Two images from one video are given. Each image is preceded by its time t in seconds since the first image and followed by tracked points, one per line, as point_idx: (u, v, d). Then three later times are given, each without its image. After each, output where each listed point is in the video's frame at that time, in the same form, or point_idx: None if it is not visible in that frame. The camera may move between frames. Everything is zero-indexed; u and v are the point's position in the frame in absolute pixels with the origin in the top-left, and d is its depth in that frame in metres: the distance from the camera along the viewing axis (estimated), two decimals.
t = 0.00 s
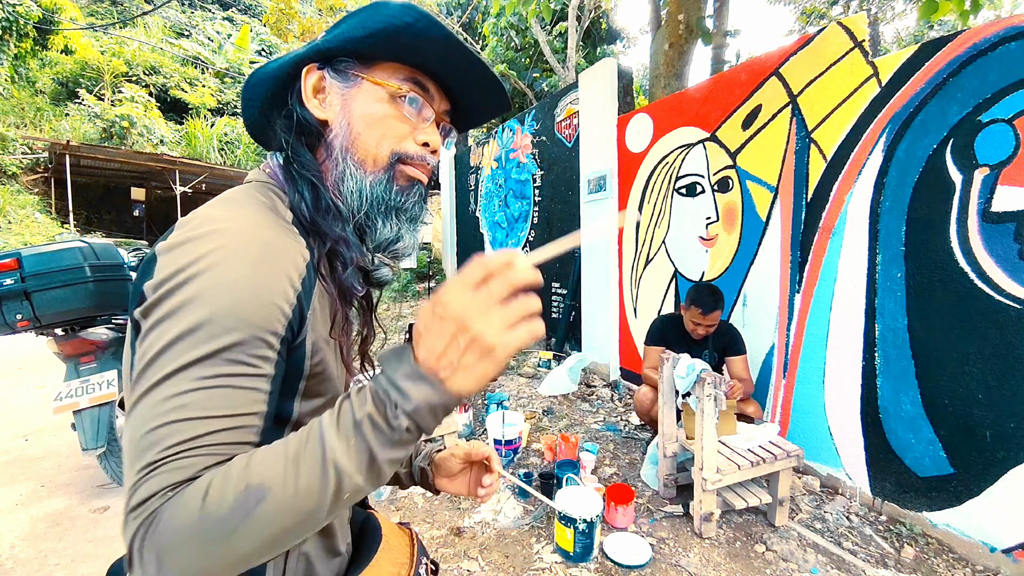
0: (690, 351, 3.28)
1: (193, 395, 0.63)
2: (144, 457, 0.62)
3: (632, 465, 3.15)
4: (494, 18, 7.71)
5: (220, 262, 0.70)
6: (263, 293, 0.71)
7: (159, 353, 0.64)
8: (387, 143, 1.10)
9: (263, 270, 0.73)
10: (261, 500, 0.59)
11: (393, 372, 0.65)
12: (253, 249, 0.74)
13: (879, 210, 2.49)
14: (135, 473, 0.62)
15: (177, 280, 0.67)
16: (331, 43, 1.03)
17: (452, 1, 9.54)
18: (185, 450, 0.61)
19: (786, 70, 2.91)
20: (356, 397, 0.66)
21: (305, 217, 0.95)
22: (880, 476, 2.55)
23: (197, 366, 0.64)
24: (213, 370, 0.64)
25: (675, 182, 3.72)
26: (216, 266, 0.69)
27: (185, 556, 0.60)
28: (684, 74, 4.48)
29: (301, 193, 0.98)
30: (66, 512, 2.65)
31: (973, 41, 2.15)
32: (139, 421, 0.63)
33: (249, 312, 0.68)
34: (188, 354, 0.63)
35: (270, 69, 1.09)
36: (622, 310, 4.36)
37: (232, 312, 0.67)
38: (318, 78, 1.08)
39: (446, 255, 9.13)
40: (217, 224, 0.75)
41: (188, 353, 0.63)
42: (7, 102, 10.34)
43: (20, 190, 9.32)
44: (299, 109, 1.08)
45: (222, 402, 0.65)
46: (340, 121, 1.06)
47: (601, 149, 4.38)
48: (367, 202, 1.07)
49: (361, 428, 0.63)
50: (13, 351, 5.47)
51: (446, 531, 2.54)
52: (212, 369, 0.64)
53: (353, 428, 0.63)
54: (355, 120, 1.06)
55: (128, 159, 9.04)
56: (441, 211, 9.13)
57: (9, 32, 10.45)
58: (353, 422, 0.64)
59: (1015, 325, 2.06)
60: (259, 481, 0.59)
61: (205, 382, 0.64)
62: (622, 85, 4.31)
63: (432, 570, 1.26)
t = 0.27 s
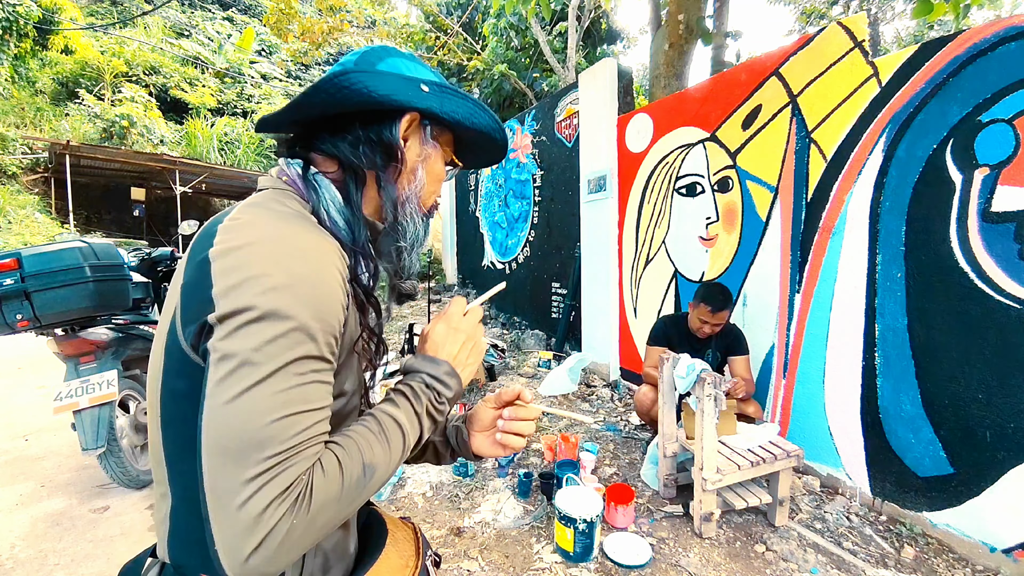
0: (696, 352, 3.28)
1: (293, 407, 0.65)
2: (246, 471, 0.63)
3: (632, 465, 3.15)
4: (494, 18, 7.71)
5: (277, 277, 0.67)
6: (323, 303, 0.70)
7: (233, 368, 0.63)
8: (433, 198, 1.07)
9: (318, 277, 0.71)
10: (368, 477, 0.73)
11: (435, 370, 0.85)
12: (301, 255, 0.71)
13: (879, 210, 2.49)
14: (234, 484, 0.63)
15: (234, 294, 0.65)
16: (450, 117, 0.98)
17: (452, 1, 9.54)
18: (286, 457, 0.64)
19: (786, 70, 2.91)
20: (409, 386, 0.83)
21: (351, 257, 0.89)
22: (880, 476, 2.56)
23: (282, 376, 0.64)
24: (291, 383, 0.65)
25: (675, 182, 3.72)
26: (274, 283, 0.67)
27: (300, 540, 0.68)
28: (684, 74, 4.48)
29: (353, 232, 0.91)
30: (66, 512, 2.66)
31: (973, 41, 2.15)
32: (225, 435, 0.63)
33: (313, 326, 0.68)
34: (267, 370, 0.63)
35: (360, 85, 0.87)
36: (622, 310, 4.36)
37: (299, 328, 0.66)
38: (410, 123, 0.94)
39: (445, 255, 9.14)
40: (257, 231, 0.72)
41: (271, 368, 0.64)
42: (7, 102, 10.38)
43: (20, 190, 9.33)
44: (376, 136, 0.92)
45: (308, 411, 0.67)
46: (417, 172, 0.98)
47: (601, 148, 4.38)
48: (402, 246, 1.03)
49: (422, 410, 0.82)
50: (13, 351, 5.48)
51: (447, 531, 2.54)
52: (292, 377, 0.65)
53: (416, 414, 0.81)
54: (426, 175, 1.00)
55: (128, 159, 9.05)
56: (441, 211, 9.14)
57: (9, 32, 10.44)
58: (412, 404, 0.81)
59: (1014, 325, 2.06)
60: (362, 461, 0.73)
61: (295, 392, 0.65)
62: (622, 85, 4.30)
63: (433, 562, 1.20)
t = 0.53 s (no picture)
0: (698, 351, 3.23)
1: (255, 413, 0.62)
2: (125, 442, 0.56)
3: (632, 465, 3.15)
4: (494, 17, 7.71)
5: (251, 260, 0.64)
6: (291, 300, 0.65)
7: (162, 334, 0.57)
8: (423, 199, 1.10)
9: (294, 275, 0.66)
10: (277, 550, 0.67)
11: (384, 504, 0.81)
12: (287, 247, 0.68)
13: (879, 210, 2.49)
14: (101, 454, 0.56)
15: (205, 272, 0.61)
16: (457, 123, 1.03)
17: (452, 1, 9.54)
18: (173, 453, 0.57)
19: (786, 70, 2.91)
20: (351, 498, 0.80)
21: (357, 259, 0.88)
22: (880, 476, 2.56)
23: (196, 362, 0.57)
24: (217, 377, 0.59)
25: (675, 182, 3.72)
26: (244, 266, 0.63)
27: (151, 564, 0.59)
28: (684, 74, 4.48)
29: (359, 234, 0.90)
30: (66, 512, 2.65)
31: (973, 41, 2.15)
32: (118, 394, 0.56)
33: (273, 322, 0.62)
34: (194, 352, 0.57)
35: (393, 90, 0.90)
36: (622, 310, 4.36)
37: (255, 318, 0.61)
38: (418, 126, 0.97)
39: (446, 255, 9.14)
40: (255, 222, 0.69)
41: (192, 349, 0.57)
42: (7, 102, 10.36)
43: (20, 190, 9.33)
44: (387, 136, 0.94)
45: (219, 413, 0.60)
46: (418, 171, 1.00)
47: (601, 148, 4.38)
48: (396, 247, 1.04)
49: (353, 528, 0.76)
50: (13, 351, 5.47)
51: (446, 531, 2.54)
52: (221, 368, 0.59)
53: (336, 529, 0.74)
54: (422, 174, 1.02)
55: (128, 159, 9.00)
56: (441, 211, 9.14)
57: (9, 32, 10.43)
58: (338, 517, 0.76)
59: (1014, 325, 2.06)
60: (275, 537, 0.67)
61: (207, 386, 0.58)
62: (622, 85, 4.30)
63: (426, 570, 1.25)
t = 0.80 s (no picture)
0: (699, 350, 3.24)
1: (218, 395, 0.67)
2: (69, 421, 0.60)
3: (632, 465, 3.15)
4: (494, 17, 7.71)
5: (200, 242, 0.69)
6: (241, 281, 0.69)
7: (110, 315, 0.63)
8: (390, 152, 1.09)
9: (245, 260, 0.71)
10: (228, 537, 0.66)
11: (367, 516, 0.73)
12: (242, 234, 0.73)
13: (879, 210, 2.49)
14: (50, 434, 0.60)
15: (157, 256, 0.67)
16: (362, 51, 1.02)
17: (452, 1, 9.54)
18: (106, 433, 0.61)
19: (786, 70, 2.91)
20: (335, 499, 0.75)
21: (304, 219, 0.94)
22: (880, 476, 2.56)
23: (136, 341, 0.62)
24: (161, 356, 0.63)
25: (675, 182, 3.72)
26: (193, 248, 0.68)
27: (90, 547, 0.62)
28: (684, 74, 4.48)
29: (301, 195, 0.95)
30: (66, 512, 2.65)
31: (973, 41, 2.15)
32: (69, 373, 0.61)
33: (220, 301, 0.67)
34: (136, 331, 0.62)
35: (285, 56, 1.01)
36: (622, 310, 4.36)
37: (201, 298, 0.65)
38: (329, 77, 1.03)
39: (446, 255, 9.14)
40: (213, 213, 0.74)
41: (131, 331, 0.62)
42: (7, 102, 10.35)
43: (20, 190, 9.32)
44: (303, 102, 1.02)
45: (160, 395, 0.63)
46: (345, 123, 1.03)
47: (601, 148, 4.38)
48: (368, 205, 1.05)
49: (325, 535, 0.71)
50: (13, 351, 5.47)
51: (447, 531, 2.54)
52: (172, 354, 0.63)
53: (302, 533, 0.70)
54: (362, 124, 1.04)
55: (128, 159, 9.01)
56: (441, 211, 9.14)
57: (9, 32, 10.44)
58: (307, 521, 0.71)
59: (1014, 325, 2.06)
60: (225, 524, 0.67)
61: (141, 365, 0.62)
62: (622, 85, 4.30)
63: None
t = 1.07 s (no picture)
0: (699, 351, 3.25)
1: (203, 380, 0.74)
2: (63, 404, 0.67)
3: (632, 465, 3.15)
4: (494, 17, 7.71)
5: (179, 239, 0.77)
6: (218, 273, 0.77)
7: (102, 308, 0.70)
8: (360, 148, 1.16)
9: (221, 254, 0.78)
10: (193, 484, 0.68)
11: (316, 433, 0.70)
12: (219, 232, 0.81)
13: (879, 210, 2.49)
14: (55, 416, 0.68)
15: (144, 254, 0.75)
16: (320, 56, 1.12)
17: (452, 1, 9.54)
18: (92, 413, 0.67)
19: (786, 70, 2.91)
20: (282, 422, 0.73)
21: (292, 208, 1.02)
22: (880, 476, 2.56)
23: (121, 333, 0.69)
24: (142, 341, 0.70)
25: (675, 182, 3.72)
26: (173, 244, 0.76)
27: (80, 508, 0.67)
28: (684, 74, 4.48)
29: (281, 189, 1.04)
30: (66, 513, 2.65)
31: (972, 41, 2.15)
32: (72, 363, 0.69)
33: (197, 290, 0.74)
34: (121, 322, 0.69)
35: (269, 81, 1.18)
36: (622, 310, 4.36)
37: (176, 289, 0.72)
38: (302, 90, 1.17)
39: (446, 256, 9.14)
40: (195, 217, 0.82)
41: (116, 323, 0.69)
42: (7, 102, 10.34)
43: (20, 190, 9.30)
44: (287, 121, 1.19)
45: (143, 379, 0.70)
46: (316, 127, 1.15)
47: (601, 148, 4.38)
48: (342, 199, 1.12)
49: (284, 458, 0.71)
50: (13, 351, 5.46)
51: (447, 531, 2.54)
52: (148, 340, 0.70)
53: (260, 456, 0.70)
54: (329, 124, 1.14)
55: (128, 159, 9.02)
56: (441, 211, 9.13)
57: (9, 32, 10.43)
58: (261, 444, 0.71)
59: (1014, 325, 2.06)
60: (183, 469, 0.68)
61: (125, 352, 0.69)
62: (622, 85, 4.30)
63: None
